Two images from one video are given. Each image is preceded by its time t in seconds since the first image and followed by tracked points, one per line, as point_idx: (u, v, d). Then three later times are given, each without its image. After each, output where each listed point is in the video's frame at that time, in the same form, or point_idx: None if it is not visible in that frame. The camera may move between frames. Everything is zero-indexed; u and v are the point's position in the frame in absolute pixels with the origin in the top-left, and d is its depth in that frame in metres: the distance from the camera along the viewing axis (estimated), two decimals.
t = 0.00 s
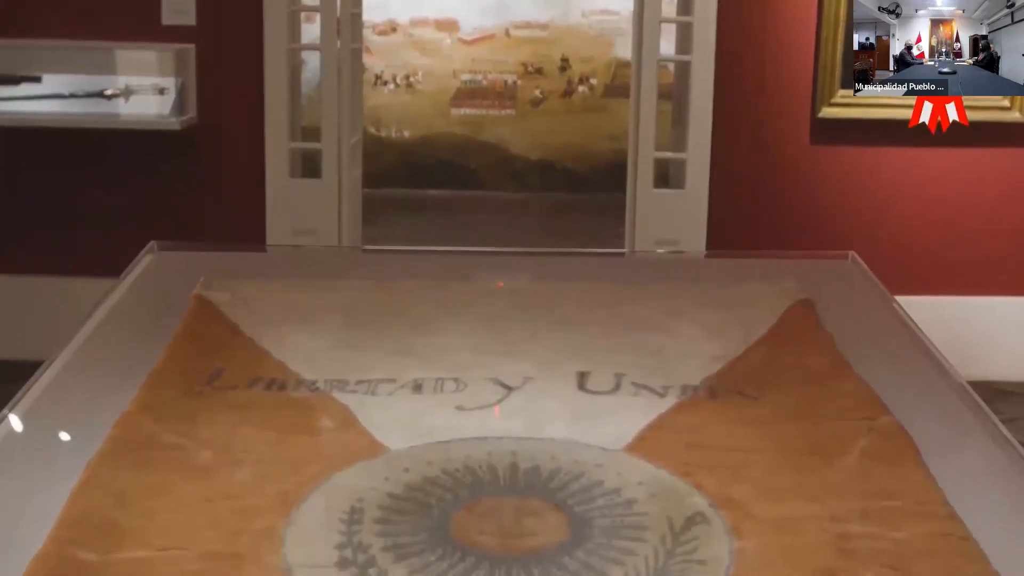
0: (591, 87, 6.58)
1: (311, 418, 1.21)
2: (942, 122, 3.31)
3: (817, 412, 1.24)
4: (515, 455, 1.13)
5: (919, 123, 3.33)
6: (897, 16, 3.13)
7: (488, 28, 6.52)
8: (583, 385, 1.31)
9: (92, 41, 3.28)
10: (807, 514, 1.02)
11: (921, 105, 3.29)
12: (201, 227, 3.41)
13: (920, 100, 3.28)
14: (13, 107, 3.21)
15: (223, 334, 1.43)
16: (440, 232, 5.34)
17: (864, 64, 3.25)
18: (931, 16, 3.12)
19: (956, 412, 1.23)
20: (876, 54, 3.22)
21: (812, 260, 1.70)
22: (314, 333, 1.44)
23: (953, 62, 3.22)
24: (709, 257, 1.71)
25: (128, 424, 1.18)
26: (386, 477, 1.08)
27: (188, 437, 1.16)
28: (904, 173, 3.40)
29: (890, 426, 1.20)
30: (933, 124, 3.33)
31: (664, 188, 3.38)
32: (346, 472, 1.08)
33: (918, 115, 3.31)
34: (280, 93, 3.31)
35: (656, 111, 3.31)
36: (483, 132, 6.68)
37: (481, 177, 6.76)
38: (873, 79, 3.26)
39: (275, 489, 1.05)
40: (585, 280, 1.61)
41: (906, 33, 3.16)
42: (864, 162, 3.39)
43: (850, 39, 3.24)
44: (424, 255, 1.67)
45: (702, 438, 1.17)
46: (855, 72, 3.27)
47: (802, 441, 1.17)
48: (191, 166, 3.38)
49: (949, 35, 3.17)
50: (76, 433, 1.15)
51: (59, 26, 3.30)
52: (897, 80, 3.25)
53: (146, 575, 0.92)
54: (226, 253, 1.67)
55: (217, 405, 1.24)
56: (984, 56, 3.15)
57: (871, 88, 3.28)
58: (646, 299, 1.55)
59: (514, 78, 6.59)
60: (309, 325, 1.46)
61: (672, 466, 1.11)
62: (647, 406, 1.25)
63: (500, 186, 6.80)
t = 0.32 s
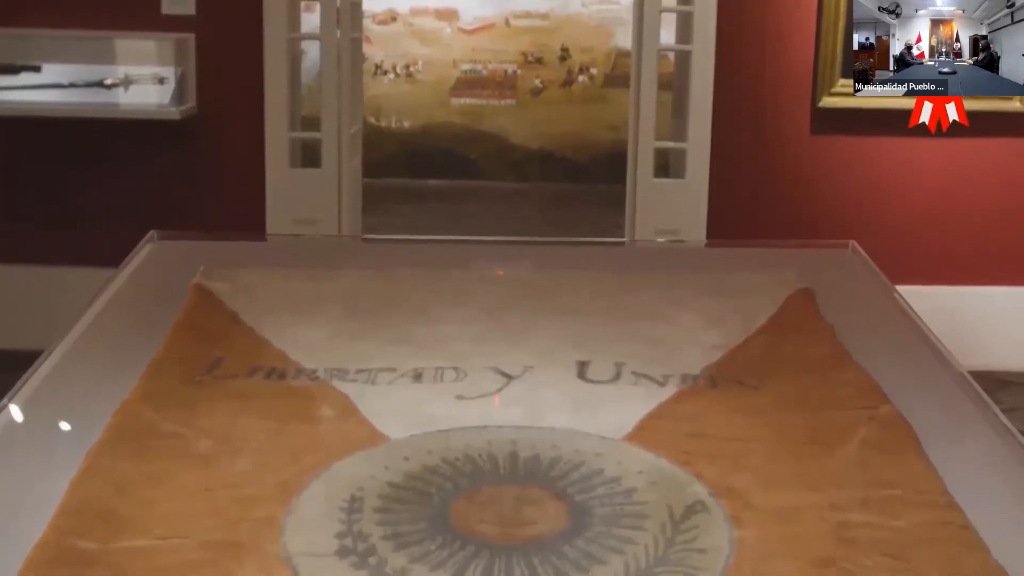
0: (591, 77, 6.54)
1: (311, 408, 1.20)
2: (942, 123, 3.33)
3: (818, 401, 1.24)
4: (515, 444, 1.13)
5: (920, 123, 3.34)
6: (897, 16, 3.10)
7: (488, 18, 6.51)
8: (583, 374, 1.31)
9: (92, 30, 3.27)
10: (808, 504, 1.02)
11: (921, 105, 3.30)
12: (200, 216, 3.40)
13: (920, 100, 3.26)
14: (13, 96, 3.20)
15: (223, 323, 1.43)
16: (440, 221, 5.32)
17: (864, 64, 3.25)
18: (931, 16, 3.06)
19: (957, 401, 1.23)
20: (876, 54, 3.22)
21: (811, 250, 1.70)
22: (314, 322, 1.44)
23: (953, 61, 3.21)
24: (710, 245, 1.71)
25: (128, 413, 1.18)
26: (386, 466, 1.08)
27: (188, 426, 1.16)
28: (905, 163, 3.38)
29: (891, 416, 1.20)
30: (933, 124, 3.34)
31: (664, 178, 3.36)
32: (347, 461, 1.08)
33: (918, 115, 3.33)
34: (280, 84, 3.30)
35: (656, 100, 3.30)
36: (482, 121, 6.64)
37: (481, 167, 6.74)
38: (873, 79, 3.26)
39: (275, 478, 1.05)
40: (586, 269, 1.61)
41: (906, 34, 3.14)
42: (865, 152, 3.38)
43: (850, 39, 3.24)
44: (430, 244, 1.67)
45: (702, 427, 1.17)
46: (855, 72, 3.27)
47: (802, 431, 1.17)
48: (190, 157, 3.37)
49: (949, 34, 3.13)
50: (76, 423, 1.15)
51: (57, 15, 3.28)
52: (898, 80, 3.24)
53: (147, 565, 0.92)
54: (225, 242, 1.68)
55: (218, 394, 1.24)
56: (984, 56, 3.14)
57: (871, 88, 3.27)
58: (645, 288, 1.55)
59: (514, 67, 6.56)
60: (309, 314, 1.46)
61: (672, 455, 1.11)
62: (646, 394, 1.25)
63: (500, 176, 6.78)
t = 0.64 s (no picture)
0: (592, 63, 6.52)
1: (311, 393, 1.20)
2: (942, 124, 3.33)
3: (818, 386, 1.24)
4: (516, 429, 1.13)
5: (919, 123, 3.34)
6: (897, 16, 3.10)
7: (488, 5, 6.43)
8: (583, 359, 1.31)
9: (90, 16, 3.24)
10: (807, 488, 1.02)
11: (921, 105, 3.32)
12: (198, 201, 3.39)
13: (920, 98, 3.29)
14: (12, 83, 3.18)
15: (224, 308, 1.43)
16: (439, 207, 5.29)
17: (864, 64, 3.26)
18: (931, 16, 3.05)
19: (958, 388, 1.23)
20: (876, 54, 3.21)
21: (812, 236, 1.71)
22: (314, 306, 1.44)
23: (953, 61, 3.18)
24: (709, 231, 1.74)
25: (129, 397, 1.18)
26: (386, 451, 1.08)
27: (188, 411, 1.16)
28: (907, 148, 3.37)
29: (891, 401, 1.19)
30: (933, 124, 3.34)
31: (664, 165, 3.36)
32: (345, 446, 1.08)
33: (918, 115, 3.33)
34: (280, 70, 3.28)
35: (656, 87, 3.29)
36: (483, 108, 6.64)
37: (481, 153, 6.67)
38: (873, 79, 3.27)
39: (277, 462, 1.05)
40: (586, 255, 1.62)
41: (906, 34, 3.13)
42: (866, 137, 3.36)
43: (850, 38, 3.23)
44: (429, 229, 1.71)
45: (701, 412, 1.17)
46: (855, 72, 3.28)
47: (802, 415, 1.17)
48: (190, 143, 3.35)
49: (949, 34, 3.10)
50: (76, 410, 1.14)
51: None
52: (898, 80, 3.25)
53: (148, 548, 0.92)
54: (224, 228, 1.70)
55: (218, 379, 1.24)
56: (984, 56, 3.09)
57: (871, 88, 3.29)
58: (647, 274, 1.55)
59: (514, 54, 6.53)
60: (309, 298, 1.46)
61: (673, 440, 1.11)
62: (647, 380, 1.25)
63: (500, 163, 6.74)
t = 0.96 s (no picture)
0: (591, 50, 6.48)
1: (310, 378, 1.20)
2: (942, 125, 3.26)
3: (818, 371, 1.24)
4: (515, 414, 1.13)
5: (919, 123, 3.27)
6: (897, 16, 3.04)
7: None
8: (583, 344, 1.31)
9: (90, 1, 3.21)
10: (807, 474, 1.02)
11: (921, 105, 3.25)
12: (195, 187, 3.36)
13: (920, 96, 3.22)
14: (9, 68, 3.15)
15: (223, 294, 1.43)
16: (437, 192, 5.21)
17: (864, 64, 3.19)
18: (931, 16, 2.98)
19: (958, 374, 1.22)
20: (876, 54, 3.16)
21: (814, 220, 1.71)
22: (314, 292, 1.44)
23: (953, 61, 3.14)
24: (709, 218, 1.74)
25: (130, 383, 1.18)
26: (386, 436, 1.08)
27: (189, 396, 1.16)
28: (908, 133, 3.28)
29: (891, 386, 1.19)
30: (932, 124, 3.27)
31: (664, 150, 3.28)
32: (345, 432, 1.08)
33: (918, 115, 3.26)
34: (280, 54, 3.25)
35: (656, 72, 3.21)
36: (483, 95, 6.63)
37: (480, 140, 6.66)
38: (873, 79, 3.21)
39: (279, 446, 1.05)
40: (585, 240, 1.62)
41: (906, 34, 3.07)
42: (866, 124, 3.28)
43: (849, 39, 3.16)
44: (430, 213, 1.71)
45: (701, 398, 1.17)
46: (855, 72, 3.21)
47: (803, 401, 1.17)
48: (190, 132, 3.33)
49: (949, 34, 3.05)
50: (77, 397, 1.14)
51: None
52: (898, 80, 3.19)
53: (148, 532, 0.92)
54: (223, 214, 1.70)
55: (218, 366, 1.24)
56: (983, 56, 3.08)
57: (872, 88, 3.22)
58: (649, 259, 1.55)
59: (514, 40, 6.49)
60: (309, 284, 1.46)
61: (673, 426, 1.11)
62: (647, 365, 1.25)
63: (498, 148, 6.67)
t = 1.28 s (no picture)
0: (592, 34, 6.16)
1: (310, 362, 1.20)
2: (943, 126, 3.11)
3: (818, 355, 1.24)
4: (515, 398, 1.13)
5: (919, 123, 3.12)
6: (898, 16, 2.87)
7: None
8: (583, 328, 1.31)
9: None
10: (807, 458, 1.02)
11: (921, 105, 3.10)
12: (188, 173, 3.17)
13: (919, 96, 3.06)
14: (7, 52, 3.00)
15: (223, 277, 1.43)
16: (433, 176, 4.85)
17: (864, 64, 3.06)
18: (931, 16, 2.79)
19: (958, 359, 1.22)
20: (876, 54, 3.01)
21: (814, 205, 1.71)
22: (314, 276, 1.44)
23: (953, 61, 2.93)
24: (710, 202, 1.74)
25: (130, 366, 1.18)
26: (386, 420, 1.08)
27: (189, 379, 1.16)
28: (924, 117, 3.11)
29: (891, 370, 1.19)
30: (933, 125, 3.12)
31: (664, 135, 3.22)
32: (344, 415, 1.08)
33: (918, 115, 3.11)
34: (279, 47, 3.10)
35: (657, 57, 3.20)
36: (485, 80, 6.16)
37: (478, 126, 6.23)
38: (873, 79, 3.08)
39: (279, 430, 1.05)
40: (585, 225, 1.62)
41: (907, 34, 2.90)
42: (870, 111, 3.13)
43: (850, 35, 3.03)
44: (432, 198, 1.72)
45: (701, 381, 1.17)
46: (855, 71, 3.09)
47: (802, 385, 1.17)
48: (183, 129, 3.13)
49: (949, 34, 2.83)
50: (78, 381, 1.14)
51: None
52: (898, 80, 3.04)
53: (149, 514, 0.92)
54: (224, 198, 1.70)
55: (217, 349, 1.24)
56: (983, 56, 2.83)
57: (872, 88, 3.10)
58: (649, 243, 1.55)
59: (514, 24, 6.11)
60: (309, 268, 1.46)
61: (673, 409, 1.10)
62: (647, 349, 1.25)
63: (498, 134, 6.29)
